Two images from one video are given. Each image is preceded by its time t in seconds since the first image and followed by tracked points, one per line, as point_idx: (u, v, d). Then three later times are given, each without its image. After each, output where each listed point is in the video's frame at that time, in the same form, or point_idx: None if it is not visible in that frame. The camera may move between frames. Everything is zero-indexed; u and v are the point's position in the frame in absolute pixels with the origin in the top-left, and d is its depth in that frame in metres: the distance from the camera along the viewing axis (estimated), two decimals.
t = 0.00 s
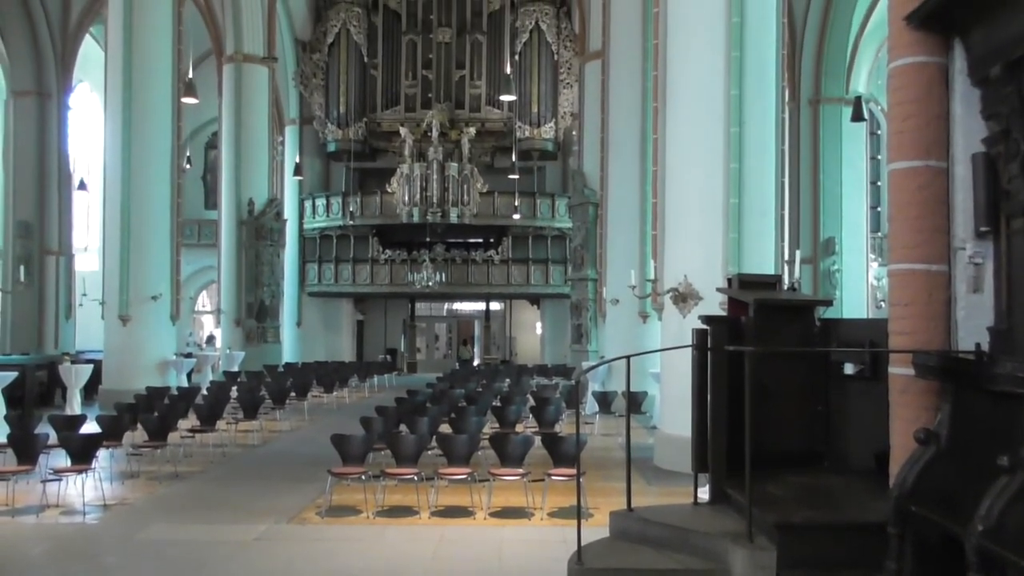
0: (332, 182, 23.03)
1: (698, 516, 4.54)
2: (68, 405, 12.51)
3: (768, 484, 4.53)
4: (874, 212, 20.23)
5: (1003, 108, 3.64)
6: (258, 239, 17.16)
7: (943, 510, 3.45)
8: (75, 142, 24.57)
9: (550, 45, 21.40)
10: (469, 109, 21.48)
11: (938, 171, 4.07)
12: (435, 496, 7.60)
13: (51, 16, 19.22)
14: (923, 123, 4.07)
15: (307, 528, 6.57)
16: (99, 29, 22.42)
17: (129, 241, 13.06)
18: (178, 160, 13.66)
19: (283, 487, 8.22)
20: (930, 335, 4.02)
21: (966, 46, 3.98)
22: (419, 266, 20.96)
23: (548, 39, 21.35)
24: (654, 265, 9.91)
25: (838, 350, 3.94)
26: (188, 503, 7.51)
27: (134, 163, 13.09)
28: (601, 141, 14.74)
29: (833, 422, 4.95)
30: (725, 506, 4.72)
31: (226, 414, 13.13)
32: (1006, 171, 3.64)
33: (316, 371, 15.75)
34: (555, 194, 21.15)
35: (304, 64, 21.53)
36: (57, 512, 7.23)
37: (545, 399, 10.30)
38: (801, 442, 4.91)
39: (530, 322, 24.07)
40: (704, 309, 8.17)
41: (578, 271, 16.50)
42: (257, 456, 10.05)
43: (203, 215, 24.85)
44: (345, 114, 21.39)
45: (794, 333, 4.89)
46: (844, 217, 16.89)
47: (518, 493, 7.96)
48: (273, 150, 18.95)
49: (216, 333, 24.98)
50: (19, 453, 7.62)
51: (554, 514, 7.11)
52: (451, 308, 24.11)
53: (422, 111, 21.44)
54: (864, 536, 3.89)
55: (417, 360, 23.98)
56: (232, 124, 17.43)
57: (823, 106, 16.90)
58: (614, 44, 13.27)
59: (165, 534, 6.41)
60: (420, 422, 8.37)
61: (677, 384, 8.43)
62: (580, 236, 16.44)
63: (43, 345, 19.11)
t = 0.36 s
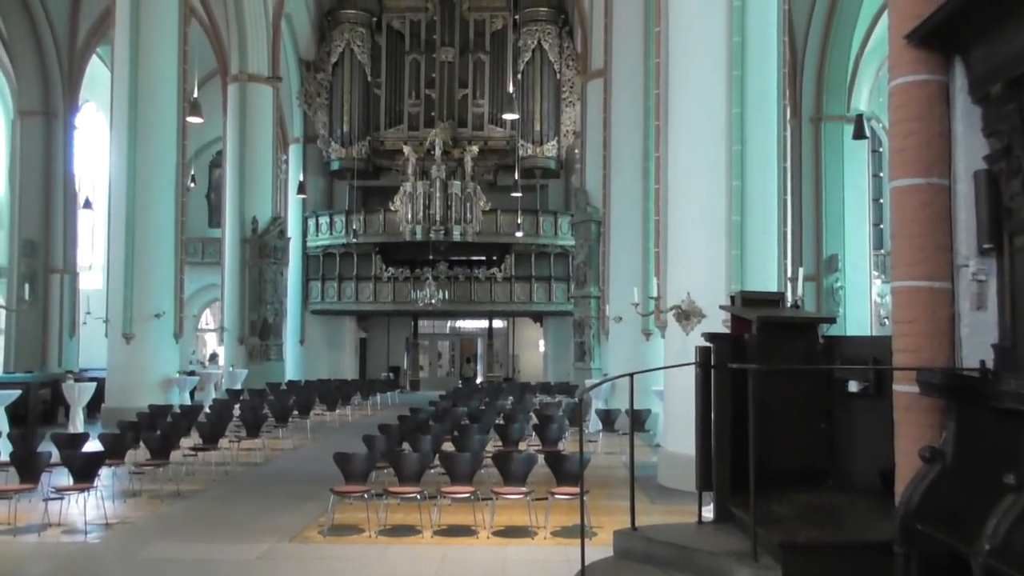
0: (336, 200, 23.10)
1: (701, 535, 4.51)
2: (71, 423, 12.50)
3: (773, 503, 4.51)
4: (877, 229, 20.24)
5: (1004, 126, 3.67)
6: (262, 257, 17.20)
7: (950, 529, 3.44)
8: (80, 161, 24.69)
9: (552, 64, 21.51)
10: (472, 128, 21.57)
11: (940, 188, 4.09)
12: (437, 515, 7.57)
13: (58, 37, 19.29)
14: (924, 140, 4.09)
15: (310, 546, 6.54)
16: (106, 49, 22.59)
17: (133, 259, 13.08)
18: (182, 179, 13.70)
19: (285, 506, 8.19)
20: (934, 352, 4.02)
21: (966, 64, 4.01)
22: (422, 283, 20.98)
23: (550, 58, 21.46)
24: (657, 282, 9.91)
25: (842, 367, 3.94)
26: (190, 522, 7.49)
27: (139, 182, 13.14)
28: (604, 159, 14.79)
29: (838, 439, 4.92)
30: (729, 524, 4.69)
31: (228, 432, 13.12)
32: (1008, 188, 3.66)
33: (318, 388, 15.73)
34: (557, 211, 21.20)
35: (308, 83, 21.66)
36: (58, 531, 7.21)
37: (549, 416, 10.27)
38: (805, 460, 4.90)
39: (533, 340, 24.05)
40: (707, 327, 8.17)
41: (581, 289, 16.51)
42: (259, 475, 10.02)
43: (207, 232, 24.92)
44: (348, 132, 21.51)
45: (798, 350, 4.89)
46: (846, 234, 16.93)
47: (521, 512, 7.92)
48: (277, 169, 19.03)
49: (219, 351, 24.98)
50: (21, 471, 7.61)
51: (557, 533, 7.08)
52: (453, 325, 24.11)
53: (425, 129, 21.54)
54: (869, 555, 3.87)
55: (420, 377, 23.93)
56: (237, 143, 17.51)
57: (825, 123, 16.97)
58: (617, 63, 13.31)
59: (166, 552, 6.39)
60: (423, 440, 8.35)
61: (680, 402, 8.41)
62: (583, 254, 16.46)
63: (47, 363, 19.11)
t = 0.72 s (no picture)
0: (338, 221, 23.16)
1: (705, 556, 4.49)
2: (72, 445, 12.46)
3: (777, 523, 4.49)
4: (878, 248, 20.27)
5: (1003, 145, 3.69)
6: (265, 279, 17.25)
7: (956, 548, 3.43)
8: (84, 182, 24.82)
9: (554, 85, 21.65)
10: (474, 149, 21.67)
11: (942, 207, 4.11)
12: (440, 536, 7.54)
13: (64, 61, 19.41)
14: (923, 160, 4.13)
15: (311, 569, 6.51)
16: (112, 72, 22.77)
17: (136, 281, 13.08)
18: (186, 201, 13.77)
19: (287, 528, 8.16)
20: (939, 371, 4.04)
21: (965, 83, 4.05)
22: (424, 304, 20.99)
23: (552, 79, 21.60)
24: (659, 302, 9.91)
25: (846, 387, 3.94)
26: (191, 544, 7.46)
27: (143, 204, 13.17)
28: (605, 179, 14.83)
29: (842, 460, 4.91)
30: (733, 545, 4.67)
31: (230, 454, 13.10)
32: (1009, 207, 3.67)
33: (321, 409, 15.71)
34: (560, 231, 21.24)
35: (311, 105, 21.91)
36: (58, 554, 7.17)
37: (552, 437, 10.23)
38: (809, 481, 4.90)
39: (536, 360, 24.01)
40: (711, 346, 8.16)
41: (583, 308, 16.51)
42: (261, 496, 9.98)
43: (209, 253, 24.99)
44: (351, 153, 21.62)
45: (802, 369, 4.88)
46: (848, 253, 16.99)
47: (524, 534, 7.89)
48: (280, 191, 19.09)
49: (222, 372, 24.96)
50: (22, 494, 7.59)
51: (561, 555, 7.04)
52: (456, 346, 24.08)
53: (427, 150, 21.62)
54: None
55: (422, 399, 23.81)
56: (240, 165, 17.59)
57: (826, 143, 17.08)
58: (618, 84, 13.38)
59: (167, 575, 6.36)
60: (425, 461, 8.32)
61: (684, 422, 8.40)
62: (586, 274, 16.49)
63: (49, 385, 19.12)
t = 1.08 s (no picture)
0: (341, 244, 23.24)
1: None
2: (74, 469, 12.43)
3: (783, 545, 4.45)
4: (881, 269, 20.27)
5: (1005, 165, 3.73)
6: (268, 301, 17.29)
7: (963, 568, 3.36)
8: (89, 206, 25.00)
9: (555, 108, 21.79)
10: (477, 171, 21.75)
11: (943, 228, 4.16)
12: (442, 560, 7.49)
13: (71, 86, 19.54)
14: (926, 181, 4.18)
15: None
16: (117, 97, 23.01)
17: (140, 304, 13.09)
18: (189, 224, 13.82)
19: (289, 552, 8.12)
20: (944, 391, 4.05)
21: (965, 105, 4.11)
22: (427, 326, 20.99)
23: (553, 102, 21.73)
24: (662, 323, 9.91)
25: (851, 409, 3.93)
26: (193, 569, 7.42)
27: (147, 228, 13.22)
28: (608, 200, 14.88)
29: (848, 482, 4.87)
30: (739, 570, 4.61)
31: (232, 477, 13.06)
32: (1011, 227, 3.71)
33: (323, 432, 15.67)
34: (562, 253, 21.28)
35: (315, 129, 22.18)
36: None
37: (555, 460, 10.18)
38: (814, 503, 4.84)
39: (539, 382, 23.95)
40: (713, 368, 8.16)
41: (586, 330, 16.51)
42: (263, 520, 9.94)
43: (213, 276, 25.07)
44: (354, 176, 21.71)
45: (806, 391, 4.87)
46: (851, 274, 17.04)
47: (528, 558, 7.83)
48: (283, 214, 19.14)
49: (224, 395, 24.96)
50: (24, 518, 7.57)
51: None
52: (458, 368, 23.91)
53: (430, 173, 21.69)
54: None
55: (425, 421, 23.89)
56: (244, 188, 17.66)
57: (828, 165, 17.22)
58: (620, 107, 13.45)
59: None
60: (428, 484, 8.28)
61: (687, 444, 8.36)
62: (588, 295, 16.52)
63: (52, 408, 19.17)
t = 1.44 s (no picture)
0: (345, 267, 23.34)
1: None
2: (76, 493, 12.37)
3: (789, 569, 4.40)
4: (885, 290, 20.25)
5: (1006, 186, 3.77)
6: (272, 324, 17.29)
7: None
8: (95, 230, 25.14)
9: (558, 131, 21.89)
10: (480, 194, 21.78)
11: (946, 248, 4.19)
12: None
13: (78, 112, 19.71)
14: (927, 202, 4.21)
15: None
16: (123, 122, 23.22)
17: (144, 327, 13.09)
18: (194, 248, 13.89)
19: None
20: (950, 412, 4.05)
21: (965, 127, 4.15)
22: (430, 349, 20.98)
23: (556, 125, 21.85)
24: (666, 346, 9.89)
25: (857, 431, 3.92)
26: None
27: (152, 251, 13.26)
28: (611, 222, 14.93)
29: (854, 506, 4.83)
30: None
31: (235, 501, 13.00)
32: (1015, 247, 3.74)
33: (326, 455, 15.62)
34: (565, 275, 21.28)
35: (319, 152, 22.23)
36: None
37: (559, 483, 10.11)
38: (820, 527, 4.79)
39: (543, 404, 23.86)
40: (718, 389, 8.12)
41: (590, 352, 16.47)
42: (266, 545, 9.88)
43: (217, 299, 25.12)
44: (358, 200, 21.78)
45: (812, 413, 4.85)
46: (855, 295, 17.08)
47: None
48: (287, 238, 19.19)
49: (228, 419, 24.91)
50: (26, 542, 7.53)
51: None
52: (462, 391, 23.94)
53: (433, 196, 21.74)
54: None
55: (429, 444, 23.80)
56: (248, 211, 17.72)
57: (830, 186, 17.35)
58: (622, 129, 13.50)
59: None
60: (432, 507, 8.24)
61: (692, 466, 8.32)
62: (592, 317, 16.52)
63: (55, 432, 19.17)
